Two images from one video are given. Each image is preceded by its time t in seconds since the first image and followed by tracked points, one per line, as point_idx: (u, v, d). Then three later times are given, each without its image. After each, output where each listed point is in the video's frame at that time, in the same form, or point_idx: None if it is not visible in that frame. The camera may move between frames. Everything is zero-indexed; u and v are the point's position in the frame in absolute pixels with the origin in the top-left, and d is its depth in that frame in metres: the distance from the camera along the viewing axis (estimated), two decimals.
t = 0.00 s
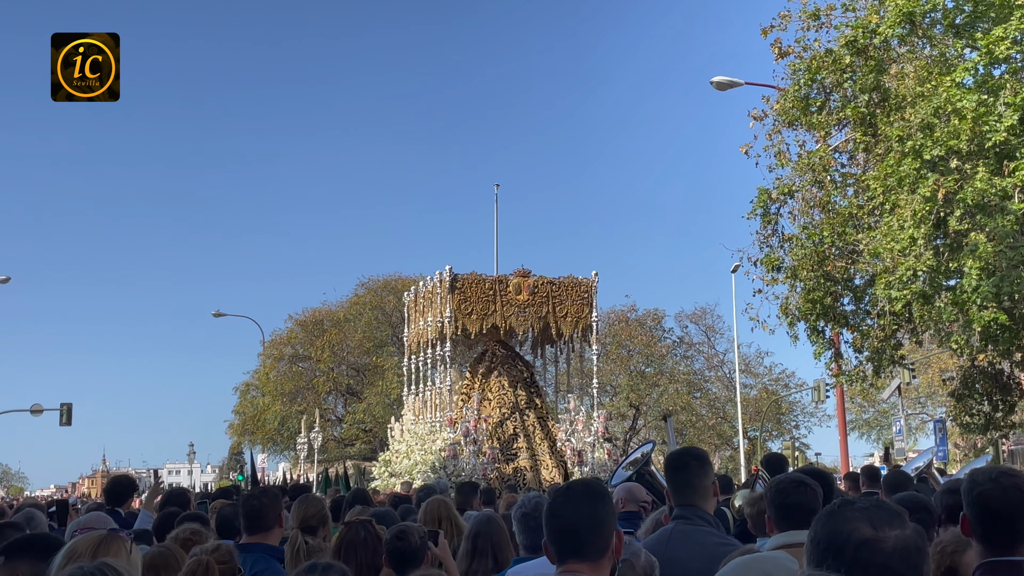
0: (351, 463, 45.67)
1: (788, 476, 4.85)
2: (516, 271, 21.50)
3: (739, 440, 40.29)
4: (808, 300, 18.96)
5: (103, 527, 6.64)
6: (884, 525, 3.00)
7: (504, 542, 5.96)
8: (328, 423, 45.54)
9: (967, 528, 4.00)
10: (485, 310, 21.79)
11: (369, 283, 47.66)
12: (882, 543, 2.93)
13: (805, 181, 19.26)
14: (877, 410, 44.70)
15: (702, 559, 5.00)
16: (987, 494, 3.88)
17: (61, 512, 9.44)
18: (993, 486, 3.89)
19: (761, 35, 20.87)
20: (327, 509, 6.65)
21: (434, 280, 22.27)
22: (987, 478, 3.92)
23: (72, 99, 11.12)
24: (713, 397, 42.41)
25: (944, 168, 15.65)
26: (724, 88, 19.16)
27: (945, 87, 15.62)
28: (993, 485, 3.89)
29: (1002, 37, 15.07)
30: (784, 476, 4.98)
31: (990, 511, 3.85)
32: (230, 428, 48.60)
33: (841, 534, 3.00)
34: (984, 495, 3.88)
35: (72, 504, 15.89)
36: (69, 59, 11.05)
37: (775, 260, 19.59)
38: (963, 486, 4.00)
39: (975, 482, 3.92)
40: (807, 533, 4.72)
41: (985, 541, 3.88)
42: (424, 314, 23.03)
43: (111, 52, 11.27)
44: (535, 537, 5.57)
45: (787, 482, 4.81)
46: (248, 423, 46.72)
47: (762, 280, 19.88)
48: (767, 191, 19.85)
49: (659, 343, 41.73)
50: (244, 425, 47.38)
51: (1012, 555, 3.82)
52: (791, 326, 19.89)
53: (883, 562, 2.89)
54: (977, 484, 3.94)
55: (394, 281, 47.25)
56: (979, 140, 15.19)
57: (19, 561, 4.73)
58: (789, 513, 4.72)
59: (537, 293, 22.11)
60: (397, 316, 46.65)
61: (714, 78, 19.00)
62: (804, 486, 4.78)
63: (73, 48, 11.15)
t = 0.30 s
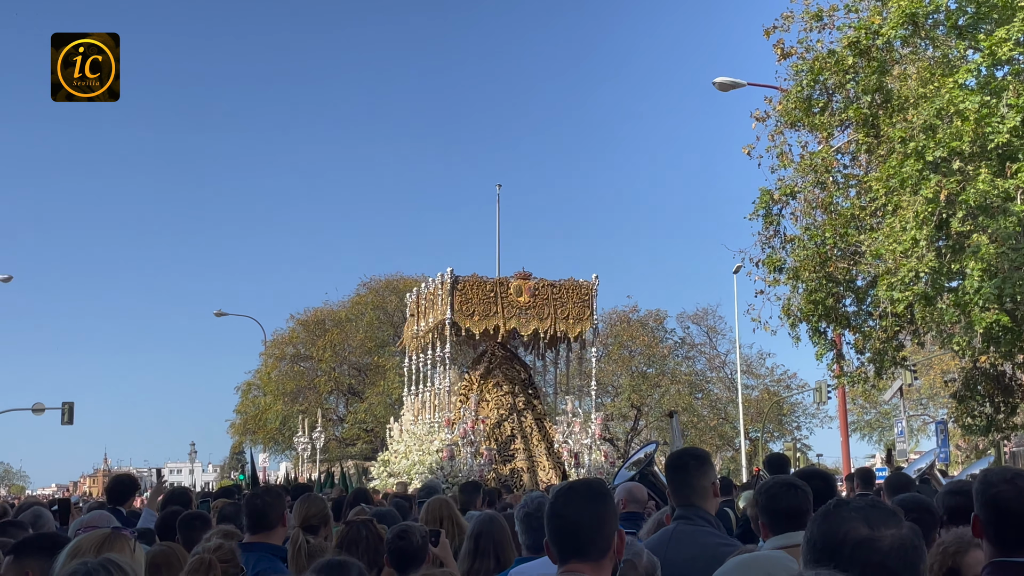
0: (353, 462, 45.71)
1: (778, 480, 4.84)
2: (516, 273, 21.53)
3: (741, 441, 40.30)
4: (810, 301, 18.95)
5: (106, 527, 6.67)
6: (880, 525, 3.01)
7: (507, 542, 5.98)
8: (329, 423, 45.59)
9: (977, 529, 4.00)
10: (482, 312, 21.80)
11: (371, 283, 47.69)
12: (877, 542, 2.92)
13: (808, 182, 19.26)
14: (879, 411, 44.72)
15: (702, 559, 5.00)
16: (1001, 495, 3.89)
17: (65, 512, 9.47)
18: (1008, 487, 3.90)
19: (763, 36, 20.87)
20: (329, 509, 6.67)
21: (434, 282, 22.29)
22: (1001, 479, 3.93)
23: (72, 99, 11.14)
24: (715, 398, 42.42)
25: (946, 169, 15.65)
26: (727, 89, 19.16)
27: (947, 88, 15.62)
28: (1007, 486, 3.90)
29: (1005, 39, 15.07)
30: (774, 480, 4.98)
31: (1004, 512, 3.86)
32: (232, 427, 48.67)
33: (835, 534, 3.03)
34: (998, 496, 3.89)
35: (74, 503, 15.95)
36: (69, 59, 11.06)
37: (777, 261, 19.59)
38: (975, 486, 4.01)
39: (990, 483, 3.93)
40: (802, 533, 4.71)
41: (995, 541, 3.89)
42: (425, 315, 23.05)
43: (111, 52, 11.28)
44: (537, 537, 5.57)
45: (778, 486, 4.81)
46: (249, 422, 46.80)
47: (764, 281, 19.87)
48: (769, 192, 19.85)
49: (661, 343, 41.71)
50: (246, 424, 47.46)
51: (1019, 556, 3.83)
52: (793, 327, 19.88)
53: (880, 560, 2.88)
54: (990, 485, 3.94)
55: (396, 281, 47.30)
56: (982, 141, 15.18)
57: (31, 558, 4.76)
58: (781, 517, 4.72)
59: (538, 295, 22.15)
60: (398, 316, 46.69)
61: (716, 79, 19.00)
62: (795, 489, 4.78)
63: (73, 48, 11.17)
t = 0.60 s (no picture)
0: (355, 462, 45.76)
1: (782, 479, 4.85)
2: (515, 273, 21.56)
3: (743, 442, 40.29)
4: (812, 301, 18.95)
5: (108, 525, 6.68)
6: (875, 523, 3.01)
7: (509, 543, 5.99)
8: (331, 422, 45.62)
9: (983, 530, 4.01)
10: (482, 312, 21.82)
11: (374, 282, 47.70)
12: (873, 540, 2.94)
13: (810, 182, 19.24)
14: (882, 412, 44.71)
15: (705, 559, 5.01)
16: (1009, 496, 3.90)
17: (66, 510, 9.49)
18: (1016, 488, 3.90)
19: (766, 36, 20.87)
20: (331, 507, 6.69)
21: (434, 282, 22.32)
22: (1009, 480, 3.94)
23: (72, 99, 11.16)
24: (717, 398, 42.41)
25: (949, 169, 15.64)
26: (730, 89, 19.15)
27: (950, 88, 15.61)
28: (1015, 487, 3.91)
29: (1009, 39, 15.05)
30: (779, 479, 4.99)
31: (1011, 513, 3.87)
32: (234, 426, 48.73)
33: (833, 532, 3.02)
34: (1006, 497, 3.89)
35: (76, 501, 16.05)
36: (69, 59, 11.09)
37: (779, 261, 19.59)
38: (981, 487, 4.02)
39: (998, 484, 3.93)
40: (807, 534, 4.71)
41: (1000, 542, 3.90)
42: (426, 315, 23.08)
43: (111, 52, 11.30)
44: (540, 537, 5.58)
45: (782, 485, 4.81)
46: (252, 421, 46.91)
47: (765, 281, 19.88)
48: (772, 192, 19.85)
49: (664, 343, 41.67)
50: (248, 423, 47.57)
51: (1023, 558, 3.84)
52: (796, 327, 19.87)
53: (876, 558, 2.90)
54: (998, 486, 3.95)
55: (399, 280, 47.32)
56: (985, 142, 15.16)
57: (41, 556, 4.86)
58: (785, 516, 4.73)
59: (538, 295, 22.18)
60: (401, 315, 46.72)
61: (719, 79, 18.99)
62: (799, 488, 4.79)
63: (73, 48, 11.20)
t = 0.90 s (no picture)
0: (358, 461, 45.81)
1: (796, 476, 4.84)
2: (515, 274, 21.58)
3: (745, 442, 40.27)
4: (815, 301, 18.95)
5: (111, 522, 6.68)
6: (866, 520, 3.02)
7: (512, 541, 5.99)
8: (334, 422, 45.66)
9: (986, 529, 4.01)
10: (483, 313, 21.84)
11: (377, 282, 47.72)
12: (862, 537, 2.94)
13: (813, 182, 19.23)
14: (885, 412, 44.69)
15: (707, 558, 5.02)
16: (1010, 495, 3.90)
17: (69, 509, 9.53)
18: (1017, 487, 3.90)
19: (770, 36, 20.86)
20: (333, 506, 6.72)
21: (434, 283, 22.34)
22: (1011, 478, 3.94)
23: (72, 99, 11.18)
24: (720, 398, 42.41)
25: (952, 169, 15.61)
26: (732, 89, 19.15)
27: (953, 88, 15.59)
28: (1017, 485, 3.90)
29: (1012, 39, 15.02)
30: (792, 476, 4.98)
31: (1015, 511, 3.87)
32: (236, 425, 48.84)
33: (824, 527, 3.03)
34: (1007, 496, 3.89)
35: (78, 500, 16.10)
36: (69, 59, 11.11)
37: (782, 261, 19.57)
38: (982, 486, 4.02)
39: (1001, 482, 3.93)
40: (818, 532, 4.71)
41: (1002, 541, 3.90)
42: (427, 316, 23.10)
43: (111, 52, 11.32)
44: (542, 536, 5.58)
45: (797, 481, 4.81)
46: (254, 421, 47.01)
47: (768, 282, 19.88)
48: (774, 192, 19.83)
49: (667, 343, 41.66)
50: (251, 422, 47.69)
51: None
52: (799, 327, 19.86)
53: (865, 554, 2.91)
54: (1000, 485, 3.94)
55: (401, 279, 47.35)
56: (988, 142, 15.14)
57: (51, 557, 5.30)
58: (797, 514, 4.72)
59: (537, 296, 22.19)
60: (403, 315, 46.74)
61: (722, 79, 18.99)
62: (813, 486, 4.79)
63: (73, 48, 11.22)
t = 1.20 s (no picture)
0: (361, 459, 45.85)
1: (810, 477, 4.84)
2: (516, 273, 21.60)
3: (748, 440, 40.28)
4: (818, 300, 18.96)
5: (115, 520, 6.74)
6: (847, 517, 3.02)
7: (515, 540, 6.01)
8: (337, 420, 45.67)
9: (987, 529, 4.02)
10: (485, 312, 21.90)
11: (379, 280, 47.74)
12: (841, 532, 2.96)
13: (816, 181, 19.23)
14: (887, 411, 44.69)
15: (707, 558, 5.04)
16: (1012, 495, 3.91)
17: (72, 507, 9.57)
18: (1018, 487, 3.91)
19: (773, 35, 20.86)
20: (336, 505, 6.77)
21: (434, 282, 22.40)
22: (1011, 478, 3.96)
23: (72, 99, 11.21)
24: (722, 397, 42.42)
25: (955, 169, 15.60)
26: (736, 88, 19.16)
27: (956, 88, 15.58)
28: (1018, 486, 3.92)
29: (1015, 38, 15.00)
30: (805, 477, 4.98)
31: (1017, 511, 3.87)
32: (239, 424, 48.93)
33: (805, 527, 3.03)
34: (1009, 496, 3.90)
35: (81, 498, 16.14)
36: (69, 59, 11.14)
37: (785, 260, 19.58)
38: (983, 485, 4.02)
39: (1002, 482, 3.94)
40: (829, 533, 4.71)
41: (1004, 540, 3.91)
42: (428, 316, 23.13)
43: (110, 51, 11.34)
44: (544, 535, 5.60)
45: (810, 483, 4.81)
46: (257, 419, 47.11)
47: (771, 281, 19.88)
48: (777, 191, 19.84)
49: (670, 342, 41.67)
50: (253, 421, 47.79)
51: None
52: (801, 326, 19.88)
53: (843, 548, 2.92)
54: (1000, 485, 3.96)
55: (404, 278, 47.38)
56: (991, 142, 15.14)
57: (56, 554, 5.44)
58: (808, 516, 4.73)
59: (535, 296, 22.18)
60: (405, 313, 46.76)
61: (725, 78, 18.99)
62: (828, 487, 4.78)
63: (73, 48, 11.24)
